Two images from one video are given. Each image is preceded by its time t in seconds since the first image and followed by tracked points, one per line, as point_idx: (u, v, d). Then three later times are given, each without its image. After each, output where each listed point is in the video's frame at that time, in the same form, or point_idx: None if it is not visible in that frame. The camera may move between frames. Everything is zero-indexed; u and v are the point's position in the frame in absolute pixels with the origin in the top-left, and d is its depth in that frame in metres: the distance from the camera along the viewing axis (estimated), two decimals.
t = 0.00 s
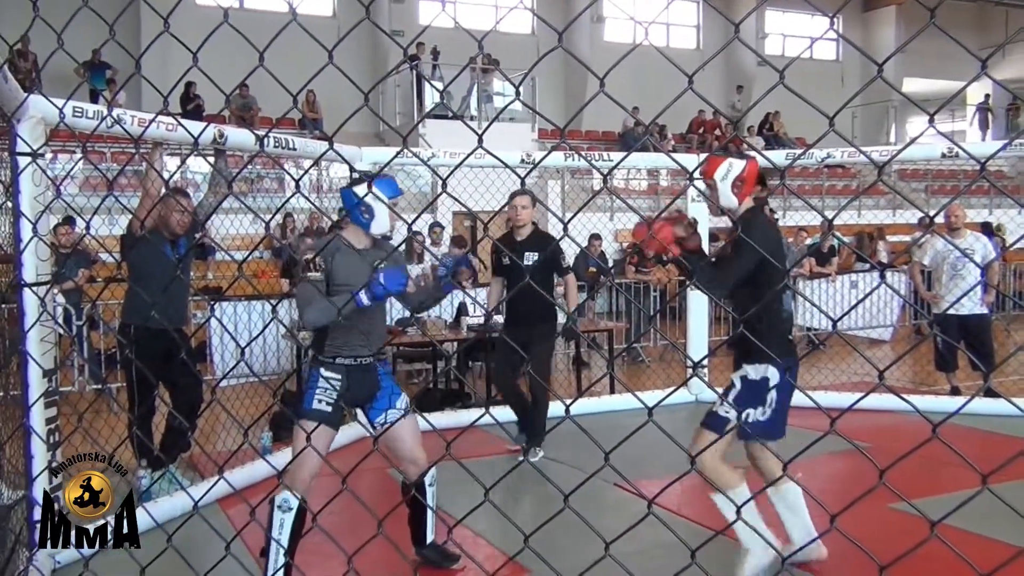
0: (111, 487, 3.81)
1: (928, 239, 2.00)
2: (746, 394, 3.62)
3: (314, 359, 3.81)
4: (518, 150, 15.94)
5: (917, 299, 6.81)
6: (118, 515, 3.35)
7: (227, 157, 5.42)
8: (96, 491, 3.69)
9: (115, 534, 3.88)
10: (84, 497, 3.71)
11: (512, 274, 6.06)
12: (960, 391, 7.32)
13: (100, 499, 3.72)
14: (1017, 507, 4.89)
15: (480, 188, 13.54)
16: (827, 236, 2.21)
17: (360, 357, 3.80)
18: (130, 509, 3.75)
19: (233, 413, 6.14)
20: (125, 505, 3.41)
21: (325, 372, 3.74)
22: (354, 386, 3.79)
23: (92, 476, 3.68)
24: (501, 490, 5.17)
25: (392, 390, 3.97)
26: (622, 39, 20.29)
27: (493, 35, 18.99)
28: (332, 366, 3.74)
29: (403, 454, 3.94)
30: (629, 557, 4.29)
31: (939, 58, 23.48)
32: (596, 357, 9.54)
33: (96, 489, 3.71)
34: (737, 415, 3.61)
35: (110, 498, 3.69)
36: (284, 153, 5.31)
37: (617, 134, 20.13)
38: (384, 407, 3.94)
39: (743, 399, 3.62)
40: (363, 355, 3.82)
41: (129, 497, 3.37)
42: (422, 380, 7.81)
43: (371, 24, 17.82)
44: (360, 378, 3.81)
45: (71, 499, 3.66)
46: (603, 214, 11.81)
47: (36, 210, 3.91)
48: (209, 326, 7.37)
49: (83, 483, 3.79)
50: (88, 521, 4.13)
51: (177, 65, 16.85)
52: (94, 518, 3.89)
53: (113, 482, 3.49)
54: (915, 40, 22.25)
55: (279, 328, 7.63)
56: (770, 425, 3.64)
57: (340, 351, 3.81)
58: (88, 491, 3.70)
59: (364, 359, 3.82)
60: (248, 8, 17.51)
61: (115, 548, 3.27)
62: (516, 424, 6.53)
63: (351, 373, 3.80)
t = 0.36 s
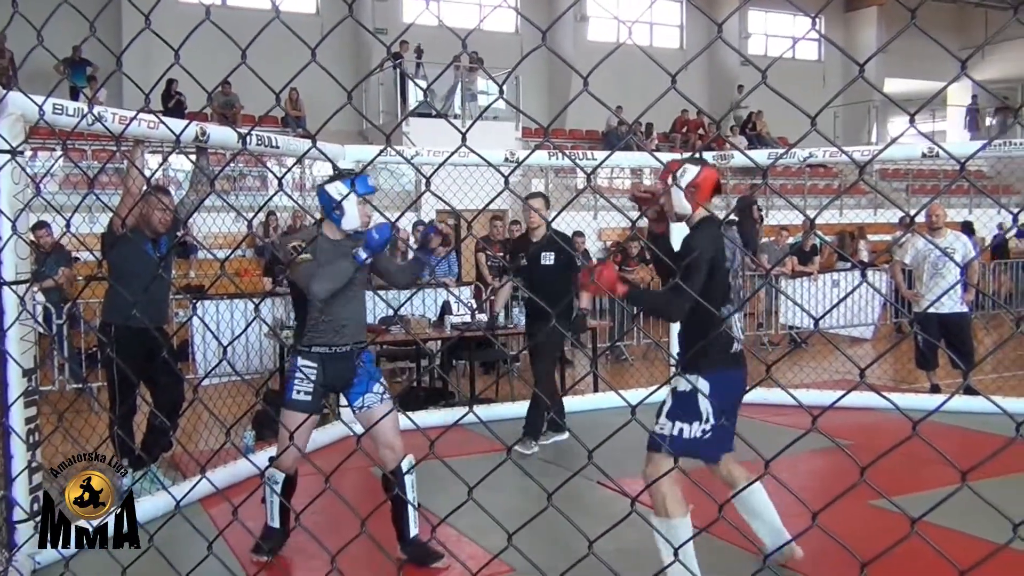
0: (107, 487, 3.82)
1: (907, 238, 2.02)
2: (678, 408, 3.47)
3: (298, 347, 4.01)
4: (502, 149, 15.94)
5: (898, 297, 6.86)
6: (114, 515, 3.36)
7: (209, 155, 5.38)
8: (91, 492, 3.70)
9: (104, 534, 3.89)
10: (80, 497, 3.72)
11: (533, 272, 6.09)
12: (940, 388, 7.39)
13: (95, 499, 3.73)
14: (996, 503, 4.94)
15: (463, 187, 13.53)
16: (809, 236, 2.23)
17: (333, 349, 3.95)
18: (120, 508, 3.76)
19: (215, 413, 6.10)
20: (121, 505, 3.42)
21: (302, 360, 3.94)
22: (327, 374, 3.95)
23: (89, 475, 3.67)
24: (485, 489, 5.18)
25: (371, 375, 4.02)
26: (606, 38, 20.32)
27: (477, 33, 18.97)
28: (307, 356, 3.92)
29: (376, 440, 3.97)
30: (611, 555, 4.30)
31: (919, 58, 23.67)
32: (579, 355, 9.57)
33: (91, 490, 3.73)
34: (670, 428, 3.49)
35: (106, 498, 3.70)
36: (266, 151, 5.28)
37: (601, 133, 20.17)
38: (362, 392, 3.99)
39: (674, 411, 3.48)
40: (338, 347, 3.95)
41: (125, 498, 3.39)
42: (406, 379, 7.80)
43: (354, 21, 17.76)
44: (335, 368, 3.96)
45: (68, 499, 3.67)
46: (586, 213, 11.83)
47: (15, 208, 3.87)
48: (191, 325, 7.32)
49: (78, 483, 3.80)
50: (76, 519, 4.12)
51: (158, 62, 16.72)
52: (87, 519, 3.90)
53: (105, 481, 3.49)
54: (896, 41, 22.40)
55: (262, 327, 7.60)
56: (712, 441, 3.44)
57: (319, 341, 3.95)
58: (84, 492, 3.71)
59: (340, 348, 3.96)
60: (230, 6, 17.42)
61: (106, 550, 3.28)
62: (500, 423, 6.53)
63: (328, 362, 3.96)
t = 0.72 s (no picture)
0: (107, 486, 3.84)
1: (907, 237, 2.02)
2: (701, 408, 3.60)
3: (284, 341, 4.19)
4: (501, 148, 15.94)
5: (897, 296, 6.86)
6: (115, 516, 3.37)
7: (208, 154, 5.38)
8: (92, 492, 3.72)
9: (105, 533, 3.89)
10: (81, 497, 3.74)
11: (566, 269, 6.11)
12: (940, 387, 7.40)
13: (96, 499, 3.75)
14: (996, 503, 4.94)
15: (463, 186, 13.52)
16: (809, 235, 2.22)
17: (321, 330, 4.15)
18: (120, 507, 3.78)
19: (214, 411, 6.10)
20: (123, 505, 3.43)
21: (293, 350, 4.12)
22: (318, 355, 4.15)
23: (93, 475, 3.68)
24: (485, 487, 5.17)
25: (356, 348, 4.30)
26: (606, 37, 20.31)
27: (476, 32, 18.96)
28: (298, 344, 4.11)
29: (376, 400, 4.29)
30: (612, 555, 4.30)
31: (919, 58, 23.68)
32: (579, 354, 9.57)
33: (91, 489, 3.74)
34: (695, 428, 3.61)
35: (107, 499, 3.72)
36: (266, 150, 5.28)
37: (601, 131, 20.17)
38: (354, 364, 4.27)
39: (699, 415, 3.57)
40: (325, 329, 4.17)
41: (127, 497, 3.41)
42: (406, 377, 7.77)
43: (354, 20, 17.75)
44: (324, 348, 4.17)
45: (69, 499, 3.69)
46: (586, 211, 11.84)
47: (15, 207, 3.87)
48: (191, 324, 7.31)
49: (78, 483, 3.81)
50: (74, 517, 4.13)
51: (158, 61, 16.71)
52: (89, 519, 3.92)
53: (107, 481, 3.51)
54: (895, 40, 22.40)
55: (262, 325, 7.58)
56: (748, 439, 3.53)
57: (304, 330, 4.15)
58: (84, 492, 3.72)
59: (325, 331, 4.18)
60: (229, 5, 17.42)
61: (107, 550, 3.27)
62: (500, 421, 6.53)
63: (316, 347, 4.18)
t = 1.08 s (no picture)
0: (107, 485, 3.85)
1: (914, 237, 2.01)
2: (640, 396, 3.74)
3: (332, 342, 4.51)
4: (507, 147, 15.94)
5: (904, 295, 6.84)
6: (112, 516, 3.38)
7: (215, 154, 5.39)
8: (92, 491, 3.73)
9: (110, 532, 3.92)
10: (81, 496, 3.75)
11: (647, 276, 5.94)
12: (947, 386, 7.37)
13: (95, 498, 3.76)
14: (1003, 503, 4.93)
15: (469, 185, 13.52)
16: (815, 234, 2.22)
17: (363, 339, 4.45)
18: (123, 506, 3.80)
19: (222, 410, 6.11)
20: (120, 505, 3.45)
21: (336, 351, 4.44)
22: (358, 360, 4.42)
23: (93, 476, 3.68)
24: (491, 487, 5.18)
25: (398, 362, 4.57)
26: (612, 35, 20.28)
27: (482, 31, 18.95)
28: (341, 347, 4.43)
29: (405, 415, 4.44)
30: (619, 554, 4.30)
31: (926, 56, 23.60)
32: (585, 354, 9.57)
33: (91, 489, 3.76)
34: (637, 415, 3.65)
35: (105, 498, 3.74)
36: (272, 150, 5.28)
37: (607, 130, 20.14)
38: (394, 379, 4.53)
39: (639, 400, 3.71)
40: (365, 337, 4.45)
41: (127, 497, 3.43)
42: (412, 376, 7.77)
43: (360, 20, 17.77)
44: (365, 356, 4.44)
45: (69, 499, 3.71)
46: (592, 210, 11.83)
47: (22, 206, 3.88)
48: (198, 323, 7.34)
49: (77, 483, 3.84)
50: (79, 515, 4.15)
51: (164, 61, 16.75)
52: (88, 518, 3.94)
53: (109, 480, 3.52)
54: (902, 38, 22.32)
55: (268, 325, 7.60)
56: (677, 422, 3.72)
57: (348, 336, 4.47)
58: (84, 491, 3.73)
59: (369, 340, 4.47)
60: (235, 5, 17.45)
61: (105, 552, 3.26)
62: (506, 420, 6.53)
63: (359, 353, 4.45)
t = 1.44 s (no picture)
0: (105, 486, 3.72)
1: (935, 235, 1.99)
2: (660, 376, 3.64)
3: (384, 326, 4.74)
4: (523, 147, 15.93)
5: (924, 295, 6.78)
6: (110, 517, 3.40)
7: (234, 154, 5.42)
8: (91, 492, 3.68)
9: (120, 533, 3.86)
10: (79, 496, 3.69)
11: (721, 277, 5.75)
12: (967, 387, 7.31)
13: (94, 499, 3.70)
14: None
15: (485, 184, 13.53)
16: (835, 232, 2.20)
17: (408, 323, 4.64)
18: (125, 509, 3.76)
19: (240, 409, 6.15)
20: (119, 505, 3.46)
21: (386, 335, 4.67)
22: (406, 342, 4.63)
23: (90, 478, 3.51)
24: (508, 485, 5.18)
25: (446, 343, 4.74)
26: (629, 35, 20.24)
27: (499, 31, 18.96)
28: (390, 333, 4.64)
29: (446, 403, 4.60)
30: (636, 554, 4.30)
31: (946, 53, 23.41)
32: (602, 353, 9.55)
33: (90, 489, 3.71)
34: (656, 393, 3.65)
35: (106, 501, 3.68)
36: (290, 150, 5.30)
37: (624, 130, 20.09)
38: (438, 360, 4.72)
39: (658, 381, 3.63)
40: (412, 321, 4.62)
41: (131, 498, 3.45)
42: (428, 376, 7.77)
43: (377, 20, 17.82)
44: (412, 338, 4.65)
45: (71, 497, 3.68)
46: (609, 209, 11.81)
47: (43, 206, 3.90)
48: (216, 323, 7.39)
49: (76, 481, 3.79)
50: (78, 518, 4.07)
51: (183, 62, 16.86)
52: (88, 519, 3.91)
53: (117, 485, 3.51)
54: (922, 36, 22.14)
55: (286, 324, 7.64)
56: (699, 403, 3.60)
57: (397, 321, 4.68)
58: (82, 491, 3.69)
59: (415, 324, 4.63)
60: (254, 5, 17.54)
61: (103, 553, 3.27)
62: (524, 420, 6.53)
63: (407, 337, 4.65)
